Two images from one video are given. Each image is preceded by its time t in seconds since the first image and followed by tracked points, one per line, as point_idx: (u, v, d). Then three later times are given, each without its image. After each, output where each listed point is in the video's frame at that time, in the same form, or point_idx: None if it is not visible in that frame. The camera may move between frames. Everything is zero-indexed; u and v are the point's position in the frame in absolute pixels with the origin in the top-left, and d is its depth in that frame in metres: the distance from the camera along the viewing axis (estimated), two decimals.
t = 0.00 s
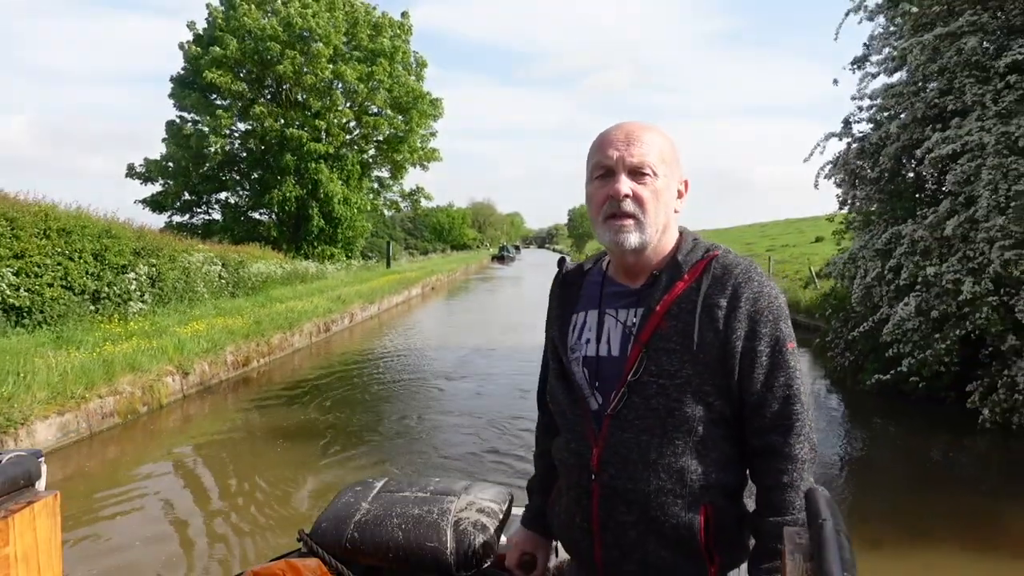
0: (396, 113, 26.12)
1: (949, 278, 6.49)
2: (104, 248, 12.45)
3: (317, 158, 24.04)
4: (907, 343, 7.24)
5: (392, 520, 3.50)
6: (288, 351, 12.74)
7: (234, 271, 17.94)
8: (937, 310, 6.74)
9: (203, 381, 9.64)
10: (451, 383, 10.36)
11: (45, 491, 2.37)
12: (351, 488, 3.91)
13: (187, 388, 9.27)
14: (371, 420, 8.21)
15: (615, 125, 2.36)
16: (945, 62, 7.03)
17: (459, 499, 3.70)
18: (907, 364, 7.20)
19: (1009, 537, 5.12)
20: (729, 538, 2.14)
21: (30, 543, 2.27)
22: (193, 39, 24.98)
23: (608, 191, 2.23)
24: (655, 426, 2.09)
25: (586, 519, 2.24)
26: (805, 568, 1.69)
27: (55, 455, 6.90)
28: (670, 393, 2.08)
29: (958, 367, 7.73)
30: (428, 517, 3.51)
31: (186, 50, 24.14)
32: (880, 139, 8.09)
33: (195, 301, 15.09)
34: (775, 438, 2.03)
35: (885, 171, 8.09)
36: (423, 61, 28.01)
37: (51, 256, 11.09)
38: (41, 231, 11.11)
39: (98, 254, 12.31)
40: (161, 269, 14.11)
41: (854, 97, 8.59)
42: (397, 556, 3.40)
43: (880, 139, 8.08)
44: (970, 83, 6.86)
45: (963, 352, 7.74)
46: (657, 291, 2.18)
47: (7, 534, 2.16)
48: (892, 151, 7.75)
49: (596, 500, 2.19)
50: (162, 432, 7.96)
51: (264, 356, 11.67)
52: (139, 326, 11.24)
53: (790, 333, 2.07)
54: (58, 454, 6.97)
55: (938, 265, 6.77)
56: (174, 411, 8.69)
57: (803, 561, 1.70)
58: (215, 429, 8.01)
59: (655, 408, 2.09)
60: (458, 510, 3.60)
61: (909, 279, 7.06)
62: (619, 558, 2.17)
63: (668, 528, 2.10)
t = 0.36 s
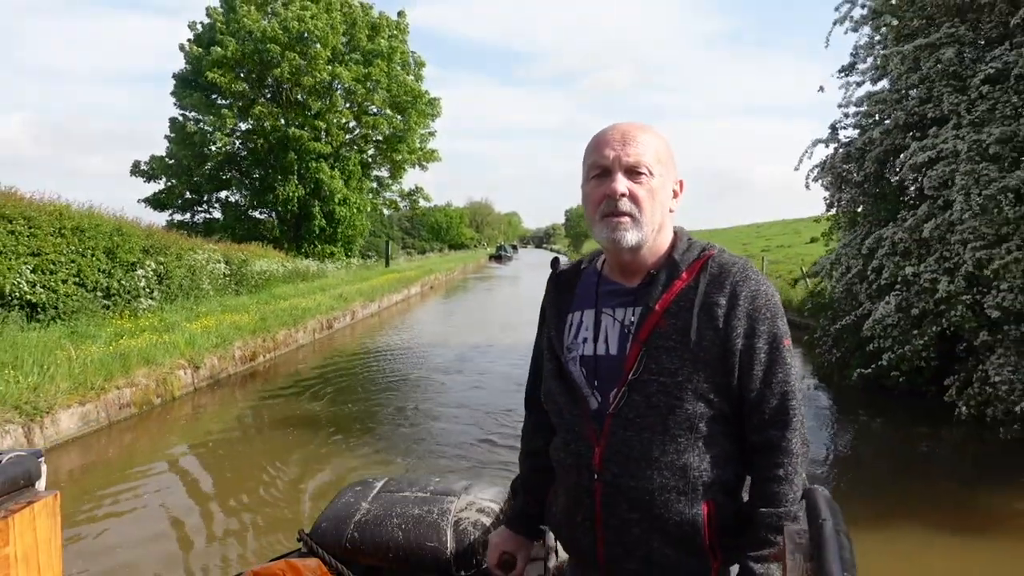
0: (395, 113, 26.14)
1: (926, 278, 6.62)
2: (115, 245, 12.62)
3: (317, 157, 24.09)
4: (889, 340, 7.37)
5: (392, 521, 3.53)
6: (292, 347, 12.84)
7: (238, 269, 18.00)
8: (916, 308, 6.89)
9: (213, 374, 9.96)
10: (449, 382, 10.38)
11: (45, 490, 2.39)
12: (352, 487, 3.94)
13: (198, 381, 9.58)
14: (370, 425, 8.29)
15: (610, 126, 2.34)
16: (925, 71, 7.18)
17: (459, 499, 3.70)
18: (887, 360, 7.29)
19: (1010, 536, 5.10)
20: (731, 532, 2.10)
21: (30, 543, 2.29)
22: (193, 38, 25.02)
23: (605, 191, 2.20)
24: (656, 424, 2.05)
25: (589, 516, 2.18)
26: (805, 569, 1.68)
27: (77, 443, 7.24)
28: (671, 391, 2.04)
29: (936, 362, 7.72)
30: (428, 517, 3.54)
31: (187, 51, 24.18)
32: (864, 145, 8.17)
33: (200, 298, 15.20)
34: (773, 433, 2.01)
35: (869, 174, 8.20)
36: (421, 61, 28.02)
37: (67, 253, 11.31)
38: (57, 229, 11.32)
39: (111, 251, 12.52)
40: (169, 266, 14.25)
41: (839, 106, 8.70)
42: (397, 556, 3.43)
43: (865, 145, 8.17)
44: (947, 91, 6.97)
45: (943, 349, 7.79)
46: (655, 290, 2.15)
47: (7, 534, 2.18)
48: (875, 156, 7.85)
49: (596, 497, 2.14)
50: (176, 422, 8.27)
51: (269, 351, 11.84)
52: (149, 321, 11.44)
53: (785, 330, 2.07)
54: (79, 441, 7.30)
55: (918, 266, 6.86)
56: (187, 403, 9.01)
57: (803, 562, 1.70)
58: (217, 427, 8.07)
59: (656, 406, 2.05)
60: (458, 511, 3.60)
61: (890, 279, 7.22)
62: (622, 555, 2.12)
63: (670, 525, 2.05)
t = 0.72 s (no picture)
0: (393, 113, 26.14)
1: (907, 276, 6.77)
2: (127, 244, 12.85)
3: (317, 157, 24.13)
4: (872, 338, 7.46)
5: (392, 521, 3.54)
6: (296, 344, 12.95)
7: (241, 267, 18.04)
8: (897, 307, 7.05)
9: (222, 369, 10.12)
10: (448, 379, 10.36)
11: (45, 490, 2.41)
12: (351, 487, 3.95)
13: (207, 375, 9.73)
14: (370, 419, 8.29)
15: (626, 124, 2.11)
16: (907, 80, 7.39)
17: (459, 499, 3.69)
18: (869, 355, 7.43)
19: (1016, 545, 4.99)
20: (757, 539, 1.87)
21: (30, 543, 2.30)
22: (192, 40, 25.04)
23: (623, 189, 1.98)
24: (684, 423, 1.81)
25: (610, 517, 1.91)
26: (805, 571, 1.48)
27: (98, 432, 7.47)
28: (699, 390, 1.80)
29: (915, 357, 7.87)
30: (428, 517, 3.54)
31: (186, 54, 24.22)
32: (848, 150, 8.24)
33: (206, 296, 15.30)
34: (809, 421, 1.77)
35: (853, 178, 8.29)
36: (420, 61, 28.04)
37: (80, 251, 11.49)
38: (71, 228, 11.50)
39: (122, 249, 12.75)
40: (176, 265, 14.39)
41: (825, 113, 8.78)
42: (397, 556, 3.45)
43: (850, 151, 8.26)
44: (928, 100, 7.20)
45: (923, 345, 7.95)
46: (678, 290, 1.92)
47: (8, 534, 2.20)
48: (858, 160, 7.95)
49: (616, 500, 1.89)
50: (188, 414, 8.47)
51: (274, 346, 11.98)
52: (157, 318, 11.60)
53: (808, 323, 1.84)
54: (99, 430, 7.53)
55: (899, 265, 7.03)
56: (199, 396, 9.20)
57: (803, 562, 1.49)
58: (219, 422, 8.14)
59: (682, 406, 1.81)
60: (458, 511, 3.60)
61: (871, 278, 7.35)
62: (642, 558, 1.87)
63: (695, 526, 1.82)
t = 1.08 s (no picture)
0: (393, 113, 26.18)
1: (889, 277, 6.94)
2: (136, 242, 13.12)
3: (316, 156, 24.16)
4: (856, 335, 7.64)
5: (392, 521, 3.49)
6: (299, 340, 13.21)
7: (244, 265, 18.07)
8: (880, 305, 7.22)
9: (231, 364, 10.36)
10: (447, 375, 10.40)
11: (45, 490, 2.40)
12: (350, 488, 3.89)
13: (217, 369, 9.99)
14: (371, 412, 8.35)
15: (625, 127, 2.13)
16: (890, 88, 7.47)
17: (459, 499, 3.62)
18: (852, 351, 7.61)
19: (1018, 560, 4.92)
20: (744, 532, 1.89)
21: (30, 544, 2.30)
22: (192, 43, 25.11)
23: (620, 191, 1.99)
24: (675, 417, 1.82)
25: (601, 510, 1.93)
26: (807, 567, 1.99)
27: (116, 422, 7.75)
28: (690, 384, 1.82)
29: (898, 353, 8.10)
30: (428, 518, 3.49)
31: (187, 55, 24.24)
32: (834, 154, 8.30)
33: (212, 294, 15.41)
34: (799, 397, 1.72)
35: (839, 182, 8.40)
36: (419, 62, 28.07)
37: (93, 250, 11.81)
38: (84, 228, 11.84)
39: (133, 247, 13.03)
40: (183, 264, 14.55)
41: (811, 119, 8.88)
42: (397, 556, 3.39)
43: (835, 155, 8.32)
44: (910, 106, 7.30)
45: (905, 341, 8.16)
46: (673, 288, 1.94)
47: (7, 534, 2.19)
48: (843, 165, 8.03)
49: (608, 494, 1.91)
50: (200, 407, 8.70)
51: (279, 343, 12.21)
52: (166, 315, 11.90)
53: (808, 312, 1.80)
54: (117, 420, 7.81)
55: (883, 266, 7.18)
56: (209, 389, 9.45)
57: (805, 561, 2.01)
58: (223, 417, 8.25)
59: (674, 400, 1.82)
60: (458, 511, 3.55)
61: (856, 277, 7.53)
62: (636, 551, 1.89)
63: (686, 520, 1.83)
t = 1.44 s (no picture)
0: (392, 114, 26.22)
1: (872, 275, 7.52)
2: (146, 241, 13.40)
3: (317, 157, 24.16)
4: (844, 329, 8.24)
5: (392, 521, 3.37)
6: (304, 338, 13.47)
7: (246, 265, 18.06)
8: (865, 301, 7.81)
9: (239, 359, 10.70)
10: (446, 373, 10.46)
11: (45, 491, 2.42)
12: (351, 487, 3.76)
13: (227, 365, 10.32)
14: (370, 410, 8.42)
15: (619, 129, 2.16)
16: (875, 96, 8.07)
17: (460, 499, 3.52)
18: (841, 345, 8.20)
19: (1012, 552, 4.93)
20: (724, 522, 1.94)
21: (30, 544, 2.32)
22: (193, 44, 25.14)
23: (613, 190, 2.01)
24: (656, 410, 1.86)
25: (585, 503, 1.96)
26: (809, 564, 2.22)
27: (134, 413, 8.11)
28: (671, 376, 1.86)
29: (883, 349, 8.57)
30: (429, 518, 3.37)
31: (188, 57, 24.29)
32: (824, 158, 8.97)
33: (218, 292, 15.54)
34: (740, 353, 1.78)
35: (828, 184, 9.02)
36: (419, 64, 28.12)
37: (105, 250, 12.10)
38: (97, 228, 12.17)
39: (142, 247, 13.31)
40: (190, 262, 14.72)
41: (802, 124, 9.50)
42: (397, 556, 3.27)
43: (826, 159, 8.89)
44: (892, 114, 7.87)
45: (891, 336, 8.74)
46: (656, 284, 1.97)
47: (7, 534, 2.21)
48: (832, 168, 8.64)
49: (592, 485, 1.94)
50: (211, 400, 8.99)
51: (285, 339, 12.50)
52: (174, 312, 12.17)
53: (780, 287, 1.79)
54: (134, 412, 8.17)
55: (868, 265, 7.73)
56: (218, 383, 9.78)
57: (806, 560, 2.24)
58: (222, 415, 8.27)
59: (656, 393, 1.86)
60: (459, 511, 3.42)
61: (842, 275, 8.14)
62: (620, 543, 1.91)
63: (667, 509, 1.87)
